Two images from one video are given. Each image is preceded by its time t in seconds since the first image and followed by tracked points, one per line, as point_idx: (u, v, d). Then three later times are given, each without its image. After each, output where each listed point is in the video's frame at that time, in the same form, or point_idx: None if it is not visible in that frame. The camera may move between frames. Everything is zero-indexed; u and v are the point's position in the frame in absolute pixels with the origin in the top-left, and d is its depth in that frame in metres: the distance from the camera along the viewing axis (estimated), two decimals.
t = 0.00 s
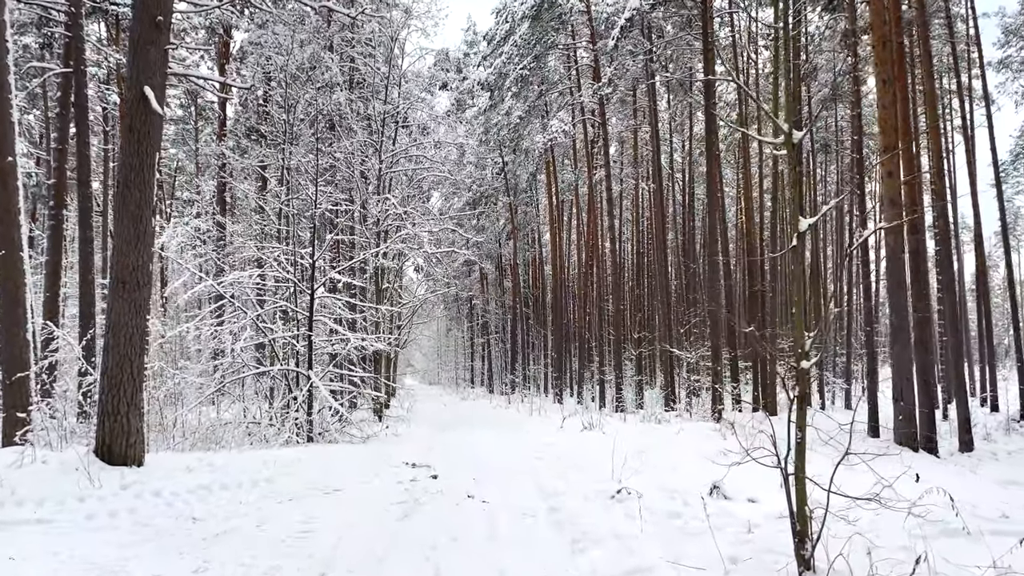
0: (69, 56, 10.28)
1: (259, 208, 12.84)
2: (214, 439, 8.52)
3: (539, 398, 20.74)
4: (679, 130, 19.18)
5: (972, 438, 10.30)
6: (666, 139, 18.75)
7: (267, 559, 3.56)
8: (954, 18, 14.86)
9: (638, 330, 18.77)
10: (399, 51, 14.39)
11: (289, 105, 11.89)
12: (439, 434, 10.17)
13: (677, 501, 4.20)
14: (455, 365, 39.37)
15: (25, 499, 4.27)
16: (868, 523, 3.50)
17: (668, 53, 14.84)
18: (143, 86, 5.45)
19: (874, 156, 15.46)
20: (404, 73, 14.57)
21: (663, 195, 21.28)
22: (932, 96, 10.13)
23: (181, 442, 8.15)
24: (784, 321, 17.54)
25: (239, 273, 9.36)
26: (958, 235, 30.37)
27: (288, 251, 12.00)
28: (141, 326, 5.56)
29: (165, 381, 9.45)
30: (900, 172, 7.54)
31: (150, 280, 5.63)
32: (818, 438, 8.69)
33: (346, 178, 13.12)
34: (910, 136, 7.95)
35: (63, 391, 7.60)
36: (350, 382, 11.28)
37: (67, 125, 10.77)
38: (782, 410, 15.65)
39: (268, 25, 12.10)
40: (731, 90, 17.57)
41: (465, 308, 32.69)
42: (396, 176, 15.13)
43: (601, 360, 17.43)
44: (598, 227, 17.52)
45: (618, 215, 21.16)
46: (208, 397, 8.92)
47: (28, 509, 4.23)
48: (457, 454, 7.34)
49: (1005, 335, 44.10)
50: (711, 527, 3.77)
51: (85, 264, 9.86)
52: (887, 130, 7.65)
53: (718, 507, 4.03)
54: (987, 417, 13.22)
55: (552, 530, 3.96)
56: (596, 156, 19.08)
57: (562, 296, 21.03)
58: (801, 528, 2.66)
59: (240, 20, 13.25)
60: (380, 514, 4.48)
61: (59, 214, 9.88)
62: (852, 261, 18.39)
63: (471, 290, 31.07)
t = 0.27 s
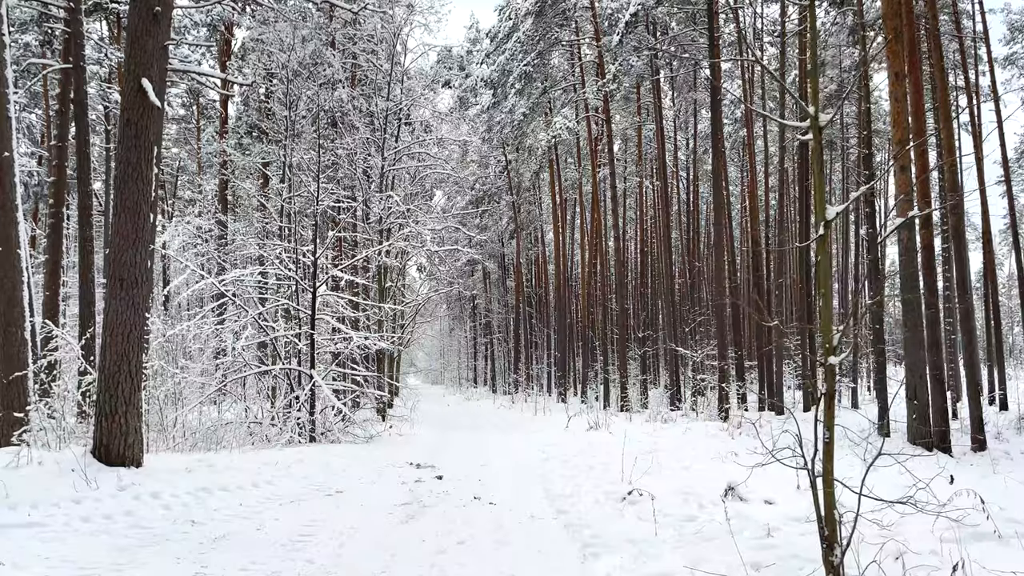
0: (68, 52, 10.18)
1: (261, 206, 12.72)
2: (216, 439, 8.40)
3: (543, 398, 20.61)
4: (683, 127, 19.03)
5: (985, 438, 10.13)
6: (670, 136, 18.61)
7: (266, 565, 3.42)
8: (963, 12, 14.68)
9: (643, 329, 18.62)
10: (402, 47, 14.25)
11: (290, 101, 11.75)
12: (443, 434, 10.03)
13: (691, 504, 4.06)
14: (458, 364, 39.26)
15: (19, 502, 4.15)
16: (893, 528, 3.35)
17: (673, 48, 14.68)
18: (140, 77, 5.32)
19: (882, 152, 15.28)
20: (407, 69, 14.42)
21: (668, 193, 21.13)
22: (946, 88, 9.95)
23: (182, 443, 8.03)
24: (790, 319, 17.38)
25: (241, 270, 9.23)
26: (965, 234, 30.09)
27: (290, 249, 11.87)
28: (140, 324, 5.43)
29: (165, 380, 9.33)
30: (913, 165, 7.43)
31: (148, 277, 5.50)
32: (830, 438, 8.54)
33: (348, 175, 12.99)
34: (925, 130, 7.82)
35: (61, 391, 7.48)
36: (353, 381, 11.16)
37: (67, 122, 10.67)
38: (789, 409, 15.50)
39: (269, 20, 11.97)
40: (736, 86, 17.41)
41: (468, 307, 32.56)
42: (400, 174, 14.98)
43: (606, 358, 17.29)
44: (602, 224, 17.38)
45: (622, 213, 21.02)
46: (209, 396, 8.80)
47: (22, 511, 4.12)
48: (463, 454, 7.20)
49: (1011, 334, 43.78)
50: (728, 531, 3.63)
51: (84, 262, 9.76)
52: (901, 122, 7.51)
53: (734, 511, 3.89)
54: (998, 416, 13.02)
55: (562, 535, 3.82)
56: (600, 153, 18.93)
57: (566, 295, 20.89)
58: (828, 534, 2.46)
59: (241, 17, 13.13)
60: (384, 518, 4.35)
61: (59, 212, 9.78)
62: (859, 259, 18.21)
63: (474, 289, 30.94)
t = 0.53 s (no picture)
0: (68, 50, 10.09)
1: (263, 204, 12.60)
2: (216, 440, 8.27)
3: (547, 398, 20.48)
4: (688, 125, 18.89)
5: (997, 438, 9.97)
6: (675, 135, 18.44)
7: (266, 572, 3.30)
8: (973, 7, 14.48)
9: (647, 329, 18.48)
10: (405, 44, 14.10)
11: (292, 98, 11.63)
12: (447, 435, 9.89)
13: (705, 507, 3.93)
14: (461, 365, 39.15)
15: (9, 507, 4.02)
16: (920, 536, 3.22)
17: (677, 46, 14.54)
18: (138, 71, 5.20)
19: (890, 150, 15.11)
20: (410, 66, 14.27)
21: (671, 191, 20.99)
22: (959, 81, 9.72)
23: (181, 445, 7.91)
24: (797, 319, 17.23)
25: (241, 269, 9.09)
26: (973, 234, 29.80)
27: (292, 247, 11.76)
28: (138, 322, 5.31)
29: (165, 380, 9.22)
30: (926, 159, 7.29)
31: (146, 276, 5.37)
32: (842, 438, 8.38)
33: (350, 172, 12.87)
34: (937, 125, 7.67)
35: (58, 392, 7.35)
36: (355, 381, 11.03)
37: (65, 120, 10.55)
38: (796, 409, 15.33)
39: (270, 17, 11.86)
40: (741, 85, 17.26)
41: (471, 307, 32.44)
42: (402, 172, 14.84)
43: (610, 358, 17.15)
44: (606, 223, 17.26)
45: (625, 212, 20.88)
46: (209, 397, 8.67)
47: (15, 516, 3.99)
48: (467, 456, 7.05)
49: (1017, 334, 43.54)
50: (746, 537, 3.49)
51: (84, 261, 9.65)
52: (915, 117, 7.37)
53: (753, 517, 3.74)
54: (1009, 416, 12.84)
55: (572, 540, 3.69)
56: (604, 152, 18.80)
57: (569, 295, 20.73)
58: (859, 541, 2.31)
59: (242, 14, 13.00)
60: (388, 522, 4.23)
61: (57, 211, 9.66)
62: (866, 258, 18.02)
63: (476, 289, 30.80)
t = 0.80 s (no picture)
0: (66, 49, 9.99)
1: (262, 205, 12.49)
2: (213, 444, 8.14)
3: (549, 400, 20.33)
4: (691, 125, 18.75)
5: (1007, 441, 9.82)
6: (677, 134, 18.31)
7: None
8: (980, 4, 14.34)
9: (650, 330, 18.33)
10: (406, 43, 13.98)
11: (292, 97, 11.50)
12: (449, 438, 9.74)
13: (718, 515, 3.81)
14: (462, 367, 38.98)
15: None
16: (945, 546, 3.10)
17: (680, 45, 14.41)
18: (133, 66, 5.09)
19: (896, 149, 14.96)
20: (411, 65, 14.14)
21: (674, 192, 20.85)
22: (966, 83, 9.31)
23: (178, 448, 7.77)
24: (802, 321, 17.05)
25: (239, 269, 8.95)
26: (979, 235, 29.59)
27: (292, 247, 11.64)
28: (133, 323, 5.19)
29: (162, 383, 9.09)
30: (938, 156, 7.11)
31: (141, 276, 5.26)
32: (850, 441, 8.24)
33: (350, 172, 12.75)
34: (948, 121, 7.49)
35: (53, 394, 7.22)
36: (356, 383, 10.89)
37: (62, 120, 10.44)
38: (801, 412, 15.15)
39: (270, 15, 11.75)
40: (744, 84, 17.13)
41: (472, 309, 32.31)
42: (403, 172, 14.71)
43: (612, 360, 17.00)
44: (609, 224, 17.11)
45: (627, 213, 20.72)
46: (206, 400, 8.53)
47: (3, 523, 3.86)
48: (469, 460, 6.92)
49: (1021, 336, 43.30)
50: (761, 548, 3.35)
51: (81, 262, 9.55)
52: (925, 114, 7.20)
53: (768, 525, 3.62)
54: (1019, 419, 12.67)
55: (578, 549, 3.55)
56: (606, 152, 18.67)
57: (571, 296, 20.57)
58: (889, 556, 2.16)
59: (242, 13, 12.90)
60: (389, 529, 4.09)
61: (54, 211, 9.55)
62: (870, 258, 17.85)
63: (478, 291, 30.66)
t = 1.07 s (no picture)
0: (64, 46, 9.89)
1: (262, 203, 12.38)
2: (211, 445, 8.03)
3: (550, 401, 20.20)
4: (693, 125, 18.62)
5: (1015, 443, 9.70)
6: (680, 134, 18.20)
7: None
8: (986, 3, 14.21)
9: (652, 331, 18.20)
10: (407, 41, 13.87)
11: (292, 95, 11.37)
12: (450, 439, 9.63)
13: (731, 521, 3.74)
14: (462, 368, 38.82)
15: None
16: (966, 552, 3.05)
17: (683, 43, 14.29)
18: (128, 58, 4.96)
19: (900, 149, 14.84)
20: (412, 63, 14.02)
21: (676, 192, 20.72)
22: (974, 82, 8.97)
23: (176, 450, 7.65)
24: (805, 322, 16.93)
25: (237, 268, 8.83)
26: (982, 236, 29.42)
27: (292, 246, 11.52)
28: (127, 321, 5.06)
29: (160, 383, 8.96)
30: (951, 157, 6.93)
31: (137, 273, 5.13)
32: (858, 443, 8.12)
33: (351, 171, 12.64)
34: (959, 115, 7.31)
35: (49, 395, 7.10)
36: (356, 384, 10.77)
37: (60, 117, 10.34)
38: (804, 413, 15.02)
39: (270, 12, 11.63)
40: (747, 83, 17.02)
41: (473, 310, 32.17)
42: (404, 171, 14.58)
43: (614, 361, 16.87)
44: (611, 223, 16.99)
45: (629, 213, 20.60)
46: (204, 400, 8.42)
47: None
48: (471, 462, 6.80)
49: None
50: (777, 557, 3.26)
51: (79, 261, 9.43)
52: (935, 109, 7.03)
53: (784, 531, 3.57)
54: None
55: (587, 555, 3.44)
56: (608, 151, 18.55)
57: (573, 296, 20.44)
58: (923, 565, 2.04)
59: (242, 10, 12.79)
60: (391, 533, 3.98)
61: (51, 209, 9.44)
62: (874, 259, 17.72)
63: (478, 291, 30.53)
